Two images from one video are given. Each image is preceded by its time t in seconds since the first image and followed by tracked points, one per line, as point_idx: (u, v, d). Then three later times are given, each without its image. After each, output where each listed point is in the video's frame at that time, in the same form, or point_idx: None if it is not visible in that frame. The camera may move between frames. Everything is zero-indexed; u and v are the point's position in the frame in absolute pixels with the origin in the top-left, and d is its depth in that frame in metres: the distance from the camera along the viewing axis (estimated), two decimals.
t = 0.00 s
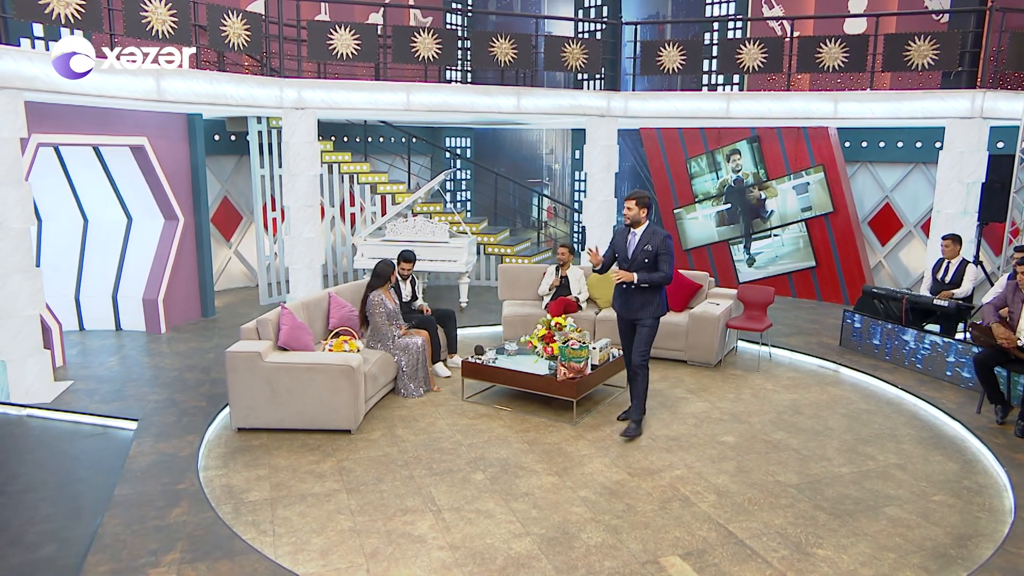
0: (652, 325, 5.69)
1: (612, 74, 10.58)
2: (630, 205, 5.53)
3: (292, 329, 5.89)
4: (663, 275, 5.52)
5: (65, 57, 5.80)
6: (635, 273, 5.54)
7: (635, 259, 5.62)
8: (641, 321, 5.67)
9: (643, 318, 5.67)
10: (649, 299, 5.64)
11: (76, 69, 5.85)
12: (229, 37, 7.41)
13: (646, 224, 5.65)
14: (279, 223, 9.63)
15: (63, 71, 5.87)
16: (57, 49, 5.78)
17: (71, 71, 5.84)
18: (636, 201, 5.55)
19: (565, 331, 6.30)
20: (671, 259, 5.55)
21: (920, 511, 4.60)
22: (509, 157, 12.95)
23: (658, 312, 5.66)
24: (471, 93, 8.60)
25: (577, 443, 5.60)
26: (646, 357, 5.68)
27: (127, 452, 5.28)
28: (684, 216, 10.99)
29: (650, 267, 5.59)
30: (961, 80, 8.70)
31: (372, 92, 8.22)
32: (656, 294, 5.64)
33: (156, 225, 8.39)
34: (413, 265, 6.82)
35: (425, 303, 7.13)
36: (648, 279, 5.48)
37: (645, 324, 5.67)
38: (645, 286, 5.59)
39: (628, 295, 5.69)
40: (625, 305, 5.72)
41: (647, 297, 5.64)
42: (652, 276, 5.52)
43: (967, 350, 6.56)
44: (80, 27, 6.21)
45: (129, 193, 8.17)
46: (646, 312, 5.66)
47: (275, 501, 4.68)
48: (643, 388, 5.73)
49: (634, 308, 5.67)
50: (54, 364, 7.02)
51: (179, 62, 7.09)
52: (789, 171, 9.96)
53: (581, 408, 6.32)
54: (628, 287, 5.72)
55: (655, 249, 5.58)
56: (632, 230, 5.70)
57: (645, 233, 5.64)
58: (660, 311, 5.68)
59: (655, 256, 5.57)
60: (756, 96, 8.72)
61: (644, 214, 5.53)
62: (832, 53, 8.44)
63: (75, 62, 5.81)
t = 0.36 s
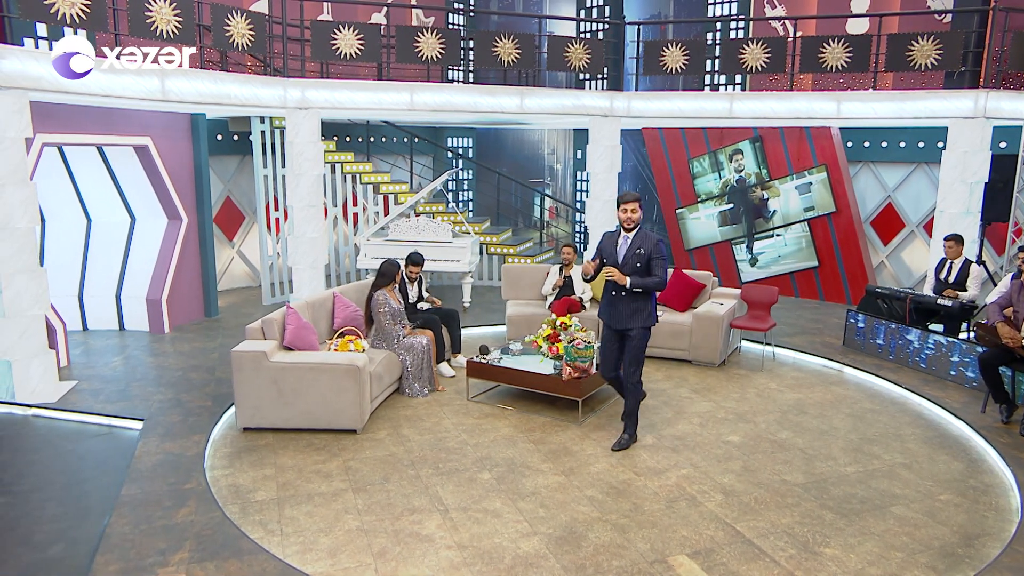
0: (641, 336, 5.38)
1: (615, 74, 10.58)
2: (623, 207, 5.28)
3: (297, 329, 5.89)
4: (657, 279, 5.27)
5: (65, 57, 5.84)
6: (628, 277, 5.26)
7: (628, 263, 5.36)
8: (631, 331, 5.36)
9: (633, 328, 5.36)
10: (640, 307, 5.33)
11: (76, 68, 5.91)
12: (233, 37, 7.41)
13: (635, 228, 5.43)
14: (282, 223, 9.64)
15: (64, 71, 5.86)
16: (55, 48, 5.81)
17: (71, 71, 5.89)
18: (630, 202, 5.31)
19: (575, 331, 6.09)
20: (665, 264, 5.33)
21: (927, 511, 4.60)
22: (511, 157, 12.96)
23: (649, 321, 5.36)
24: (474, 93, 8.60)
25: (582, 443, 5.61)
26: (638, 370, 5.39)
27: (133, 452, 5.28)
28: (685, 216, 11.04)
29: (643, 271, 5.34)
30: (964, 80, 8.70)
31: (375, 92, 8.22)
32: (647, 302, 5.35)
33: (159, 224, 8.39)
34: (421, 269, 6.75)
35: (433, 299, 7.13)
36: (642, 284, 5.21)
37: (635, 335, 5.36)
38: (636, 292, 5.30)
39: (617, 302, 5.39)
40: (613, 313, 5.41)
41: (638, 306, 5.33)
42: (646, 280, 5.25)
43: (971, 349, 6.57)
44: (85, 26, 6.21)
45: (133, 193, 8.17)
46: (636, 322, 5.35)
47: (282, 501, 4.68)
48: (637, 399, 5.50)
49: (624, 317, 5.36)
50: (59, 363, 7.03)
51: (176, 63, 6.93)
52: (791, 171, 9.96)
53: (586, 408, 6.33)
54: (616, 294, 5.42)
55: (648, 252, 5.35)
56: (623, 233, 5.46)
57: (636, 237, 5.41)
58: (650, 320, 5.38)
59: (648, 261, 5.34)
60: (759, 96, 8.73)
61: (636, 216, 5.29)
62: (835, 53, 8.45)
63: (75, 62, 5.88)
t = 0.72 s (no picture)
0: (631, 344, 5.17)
1: (618, 74, 10.59)
2: (616, 212, 4.92)
3: (304, 329, 5.89)
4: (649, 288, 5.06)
5: (65, 57, 5.77)
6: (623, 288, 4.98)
7: (619, 271, 5.06)
8: (625, 340, 5.11)
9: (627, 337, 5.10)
10: (631, 317, 5.08)
11: (77, 69, 5.83)
12: (237, 37, 7.41)
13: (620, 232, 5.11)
14: (285, 222, 9.64)
15: (64, 71, 5.80)
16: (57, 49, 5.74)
17: (72, 71, 5.82)
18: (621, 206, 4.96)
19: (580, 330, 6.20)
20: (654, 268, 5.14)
21: (934, 510, 4.61)
22: (513, 157, 12.97)
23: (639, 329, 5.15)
24: (479, 93, 8.61)
25: (589, 442, 5.62)
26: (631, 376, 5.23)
27: (141, 451, 5.28)
28: (688, 216, 11.10)
29: (633, 279, 5.09)
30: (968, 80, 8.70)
31: (380, 92, 8.23)
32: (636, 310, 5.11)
33: (163, 224, 8.39)
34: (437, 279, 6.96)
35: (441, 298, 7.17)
36: (640, 294, 4.95)
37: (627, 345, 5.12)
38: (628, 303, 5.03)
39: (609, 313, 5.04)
40: (604, 325, 5.05)
41: (632, 314, 5.07)
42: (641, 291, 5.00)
43: (976, 349, 6.57)
44: (91, 26, 6.22)
45: (137, 193, 8.17)
46: (629, 331, 5.09)
47: (291, 501, 4.68)
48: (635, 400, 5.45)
49: (619, 327, 5.05)
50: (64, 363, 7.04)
51: (177, 63, 6.85)
52: (794, 171, 9.97)
53: (592, 407, 6.34)
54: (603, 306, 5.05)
55: (638, 259, 5.09)
56: (609, 238, 5.10)
57: (623, 242, 5.10)
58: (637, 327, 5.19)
59: (637, 266, 5.09)
60: (762, 96, 8.74)
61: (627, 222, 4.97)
62: (839, 53, 8.46)
63: (75, 62, 5.79)
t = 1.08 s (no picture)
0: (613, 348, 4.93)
1: (622, 74, 10.59)
2: (607, 211, 4.72)
3: (311, 329, 5.90)
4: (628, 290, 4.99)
5: (65, 57, 5.76)
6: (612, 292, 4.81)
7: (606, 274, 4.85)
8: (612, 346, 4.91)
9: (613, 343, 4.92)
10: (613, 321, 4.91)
11: (77, 69, 5.82)
12: (243, 37, 7.41)
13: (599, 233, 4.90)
14: (290, 222, 9.66)
15: (64, 71, 5.79)
16: (56, 49, 5.74)
17: (72, 71, 5.81)
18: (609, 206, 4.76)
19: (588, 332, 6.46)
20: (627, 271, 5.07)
21: (942, 509, 4.62)
22: (516, 158, 12.94)
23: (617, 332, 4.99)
24: (483, 93, 8.60)
25: (596, 442, 5.62)
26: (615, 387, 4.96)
27: (149, 451, 5.29)
28: (692, 216, 11.19)
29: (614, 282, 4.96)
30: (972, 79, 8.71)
31: (385, 92, 8.23)
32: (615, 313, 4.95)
33: (168, 224, 8.38)
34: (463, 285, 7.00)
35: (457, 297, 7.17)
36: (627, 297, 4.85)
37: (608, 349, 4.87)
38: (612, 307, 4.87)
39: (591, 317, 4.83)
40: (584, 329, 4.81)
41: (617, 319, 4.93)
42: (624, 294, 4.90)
43: (981, 348, 6.58)
44: (98, 26, 6.22)
45: (142, 193, 8.17)
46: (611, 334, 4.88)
47: (300, 500, 4.68)
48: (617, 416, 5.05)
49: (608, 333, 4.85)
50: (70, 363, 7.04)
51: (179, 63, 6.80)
52: (798, 171, 9.98)
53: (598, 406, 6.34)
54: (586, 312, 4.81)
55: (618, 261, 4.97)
56: (593, 239, 4.86)
57: (605, 244, 4.91)
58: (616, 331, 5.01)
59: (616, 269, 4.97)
60: (767, 96, 8.75)
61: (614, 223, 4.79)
62: (844, 53, 8.46)
63: (75, 62, 5.79)
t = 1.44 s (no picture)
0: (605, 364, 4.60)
1: (625, 74, 10.60)
2: (588, 220, 4.40)
3: (317, 329, 5.90)
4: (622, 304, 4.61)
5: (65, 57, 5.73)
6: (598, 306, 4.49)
7: (593, 287, 4.54)
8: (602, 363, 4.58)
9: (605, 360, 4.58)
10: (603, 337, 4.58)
11: (77, 69, 5.80)
12: (248, 37, 7.42)
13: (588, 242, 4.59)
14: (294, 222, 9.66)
15: (64, 71, 5.76)
16: (56, 49, 5.70)
17: (72, 71, 5.78)
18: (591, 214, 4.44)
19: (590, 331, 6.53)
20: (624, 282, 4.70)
21: (950, 508, 4.63)
22: (518, 157, 12.95)
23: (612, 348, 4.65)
24: (488, 93, 8.61)
25: (603, 441, 5.64)
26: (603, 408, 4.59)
27: (157, 451, 5.30)
28: (695, 216, 11.20)
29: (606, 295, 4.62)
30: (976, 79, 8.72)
31: (389, 92, 8.23)
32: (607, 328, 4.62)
33: (172, 224, 8.38)
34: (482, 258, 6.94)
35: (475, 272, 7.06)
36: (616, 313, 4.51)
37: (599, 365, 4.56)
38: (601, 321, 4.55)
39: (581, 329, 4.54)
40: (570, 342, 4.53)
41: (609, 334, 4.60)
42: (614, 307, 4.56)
43: (986, 348, 6.59)
44: (105, 26, 6.23)
45: (147, 193, 8.17)
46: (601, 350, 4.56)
47: (308, 500, 4.68)
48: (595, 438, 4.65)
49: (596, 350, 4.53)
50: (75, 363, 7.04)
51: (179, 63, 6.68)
52: (801, 171, 9.99)
53: (604, 406, 6.36)
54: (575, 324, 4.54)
55: (610, 272, 4.62)
56: (579, 250, 4.57)
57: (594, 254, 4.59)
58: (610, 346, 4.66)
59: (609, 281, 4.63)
60: (770, 96, 8.77)
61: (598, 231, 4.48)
62: (847, 53, 8.47)
63: (75, 62, 5.77)
